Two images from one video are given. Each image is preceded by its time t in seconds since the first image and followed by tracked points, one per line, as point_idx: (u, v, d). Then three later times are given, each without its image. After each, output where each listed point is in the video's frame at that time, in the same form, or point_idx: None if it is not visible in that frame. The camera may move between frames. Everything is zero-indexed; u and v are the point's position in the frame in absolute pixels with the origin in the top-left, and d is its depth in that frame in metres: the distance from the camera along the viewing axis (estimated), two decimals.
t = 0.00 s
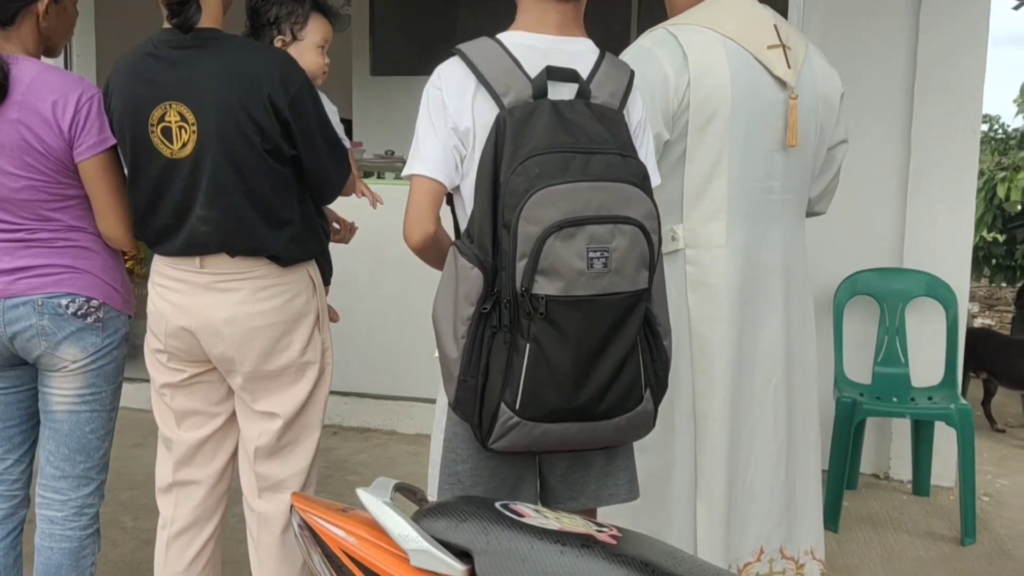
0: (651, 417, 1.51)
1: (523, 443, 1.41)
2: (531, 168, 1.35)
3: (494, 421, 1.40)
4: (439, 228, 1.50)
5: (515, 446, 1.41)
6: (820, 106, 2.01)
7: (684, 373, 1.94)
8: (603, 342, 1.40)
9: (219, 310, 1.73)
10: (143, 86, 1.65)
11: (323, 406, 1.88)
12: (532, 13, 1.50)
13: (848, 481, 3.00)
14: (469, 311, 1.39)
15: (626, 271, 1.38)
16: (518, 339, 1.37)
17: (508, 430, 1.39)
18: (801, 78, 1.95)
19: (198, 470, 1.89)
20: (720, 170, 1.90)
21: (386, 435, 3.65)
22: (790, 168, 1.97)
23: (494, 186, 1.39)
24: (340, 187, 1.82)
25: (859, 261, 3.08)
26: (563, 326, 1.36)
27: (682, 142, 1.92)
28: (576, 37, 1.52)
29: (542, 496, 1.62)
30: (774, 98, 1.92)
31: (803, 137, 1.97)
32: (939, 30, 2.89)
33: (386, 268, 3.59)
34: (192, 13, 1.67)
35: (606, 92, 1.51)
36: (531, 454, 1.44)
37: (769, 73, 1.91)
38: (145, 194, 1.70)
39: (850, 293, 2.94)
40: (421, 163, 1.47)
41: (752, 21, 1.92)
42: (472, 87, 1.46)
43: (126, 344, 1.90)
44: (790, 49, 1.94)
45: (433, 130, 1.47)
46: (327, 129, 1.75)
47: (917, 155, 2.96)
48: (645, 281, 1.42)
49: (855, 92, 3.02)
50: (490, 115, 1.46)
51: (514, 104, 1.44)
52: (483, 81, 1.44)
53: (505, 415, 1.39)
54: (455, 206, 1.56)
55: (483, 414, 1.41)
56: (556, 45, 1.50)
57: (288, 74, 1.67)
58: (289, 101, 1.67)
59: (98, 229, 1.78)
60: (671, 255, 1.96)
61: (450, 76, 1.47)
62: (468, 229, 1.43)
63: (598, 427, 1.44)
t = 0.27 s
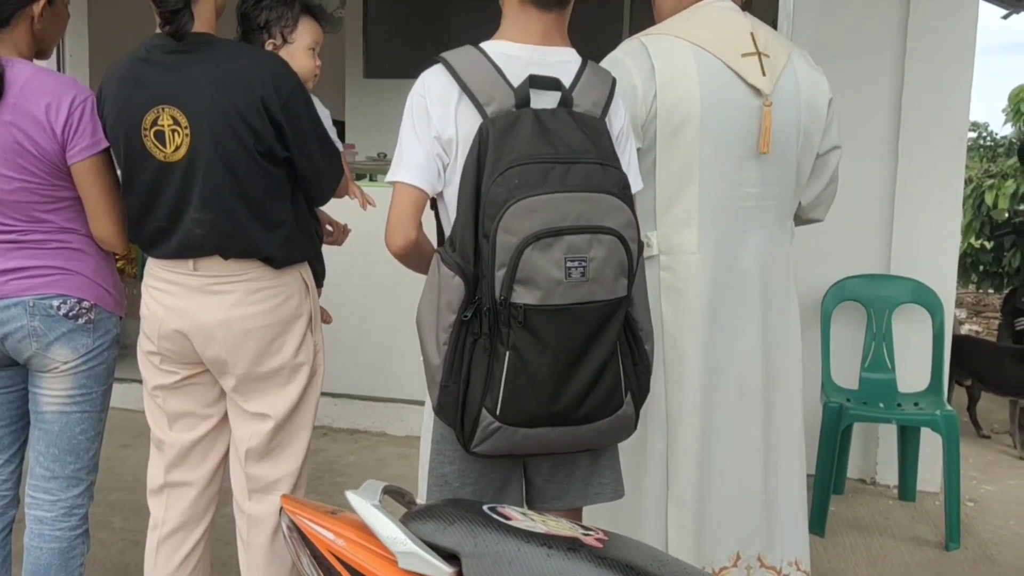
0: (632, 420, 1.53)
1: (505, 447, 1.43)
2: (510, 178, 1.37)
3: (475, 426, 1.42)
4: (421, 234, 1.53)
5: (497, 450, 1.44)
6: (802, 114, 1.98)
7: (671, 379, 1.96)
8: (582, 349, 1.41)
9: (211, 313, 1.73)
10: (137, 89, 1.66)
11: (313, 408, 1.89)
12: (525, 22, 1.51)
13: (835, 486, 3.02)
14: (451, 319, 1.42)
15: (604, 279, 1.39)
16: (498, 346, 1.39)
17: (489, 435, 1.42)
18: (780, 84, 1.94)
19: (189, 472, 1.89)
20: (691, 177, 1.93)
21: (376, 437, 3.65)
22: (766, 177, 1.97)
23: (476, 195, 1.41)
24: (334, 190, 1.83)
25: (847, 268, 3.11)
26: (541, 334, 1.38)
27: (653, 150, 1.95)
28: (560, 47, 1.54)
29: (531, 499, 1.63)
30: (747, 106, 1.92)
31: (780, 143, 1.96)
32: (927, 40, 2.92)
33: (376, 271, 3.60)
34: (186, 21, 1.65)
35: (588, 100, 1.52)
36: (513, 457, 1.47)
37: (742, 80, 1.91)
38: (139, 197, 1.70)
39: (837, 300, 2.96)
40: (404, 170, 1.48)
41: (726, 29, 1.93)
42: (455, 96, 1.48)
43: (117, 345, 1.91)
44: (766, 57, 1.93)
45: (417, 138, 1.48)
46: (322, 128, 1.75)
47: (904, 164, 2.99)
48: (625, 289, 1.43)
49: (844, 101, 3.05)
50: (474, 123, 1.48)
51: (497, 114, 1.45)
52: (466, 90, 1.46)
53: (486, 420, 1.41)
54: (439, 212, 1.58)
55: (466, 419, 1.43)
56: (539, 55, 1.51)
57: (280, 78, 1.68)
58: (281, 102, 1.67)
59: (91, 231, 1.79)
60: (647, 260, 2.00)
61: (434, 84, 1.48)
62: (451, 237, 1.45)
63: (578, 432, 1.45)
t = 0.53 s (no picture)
0: (625, 436, 1.52)
1: (497, 460, 1.42)
2: (507, 193, 1.37)
3: (468, 439, 1.41)
4: (417, 246, 1.52)
5: (490, 464, 1.43)
6: (790, 129, 1.97)
7: (660, 395, 1.97)
8: (576, 363, 1.41)
9: (200, 324, 1.73)
10: (127, 99, 1.66)
11: (302, 421, 1.88)
12: (522, 36, 1.52)
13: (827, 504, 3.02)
14: (445, 332, 1.41)
15: (599, 294, 1.39)
16: (492, 360, 1.39)
17: (482, 448, 1.41)
18: (764, 99, 1.94)
19: (177, 484, 1.88)
20: (674, 194, 1.95)
21: (367, 450, 3.64)
22: (751, 194, 1.96)
23: (472, 208, 1.41)
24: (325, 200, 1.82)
25: (839, 285, 3.12)
26: (535, 348, 1.37)
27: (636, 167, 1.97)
28: (557, 61, 1.54)
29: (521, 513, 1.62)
30: (729, 121, 1.93)
31: (766, 161, 1.95)
32: (919, 61, 2.94)
33: (369, 284, 3.59)
34: (176, 31, 1.67)
35: (583, 114, 1.53)
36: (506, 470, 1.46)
37: (726, 96, 1.92)
38: (129, 207, 1.70)
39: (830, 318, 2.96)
40: (400, 183, 1.48)
41: (712, 43, 1.93)
42: (450, 109, 1.48)
43: (107, 355, 1.90)
44: (752, 72, 1.93)
45: (413, 151, 1.49)
46: (312, 138, 1.75)
47: (897, 182, 3.01)
48: (619, 304, 1.43)
49: (836, 120, 3.07)
50: (469, 136, 1.48)
51: (493, 127, 1.45)
52: (462, 103, 1.46)
53: (478, 433, 1.40)
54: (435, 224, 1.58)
55: (458, 432, 1.42)
56: (534, 69, 1.52)
57: (271, 87, 1.68)
58: (273, 111, 1.67)
59: (82, 240, 1.78)
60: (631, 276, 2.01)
61: (429, 96, 1.48)
62: (446, 249, 1.45)
63: (571, 446, 1.45)
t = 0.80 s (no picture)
0: (622, 450, 1.52)
1: (492, 473, 1.43)
2: (503, 206, 1.38)
3: (463, 451, 1.42)
4: (418, 260, 1.53)
5: (485, 476, 1.43)
6: (781, 143, 1.99)
7: (654, 408, 1.98)
8: (571, 376, 1.41)
9: (193, 337, 1.73)
10: (120, 115, 1.66)
11: (294, 435, 1.88)
12: (522, 52, 1.53)
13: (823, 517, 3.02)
14: (442, 343, 1.42)
15: (594, 306, 1.40)
16: (487, 371, 1.40)
17: (478, 460, 1.42)
18: (753, 115, 1.96)
19: (170, 497, 1.88)
20: (664, 208, 1.98)
21: (364, 464, 3.63)
22: (740, 209, 1.98)
23: (469, 220, 1.42)
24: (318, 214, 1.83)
25: (834, 299, 3.13)
26: (531, 359, 1.38)
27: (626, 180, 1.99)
28: (557, 77, 1.56)
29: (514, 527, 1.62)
30: (718, 135, 1.94)
31: (755, 173, 1.97)
32: (913, 76, 2.97)
33: (366, 297, 3.60)
34: (172, 47, 1.66)
35: (582, 130, 1.54)
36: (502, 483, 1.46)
37: (715, 112, 1.94)
38: (124, 220, 1.70)
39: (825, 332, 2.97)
40: (399, 198, 1.50)
41: (702, 57, 1.94)
42: (450, 124, 1.49)
43: (104, 369, 1.90)
44: (741, 88, 1.94)
45: (413, 167, 1.50)
46: (305, 154, 1.76)
47: (891, 196, 3.02)
48: (615, 317, 1.43)
49: (831, 134, 3.09)
50: (468, 151, 1.49)
51: (491, 142, 1.46)
52: (461, 119, 1.47)
53: (474, 445, 1.41)
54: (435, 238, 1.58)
55: (454, 444, 1.43)
56: (532, 84, 1.53)
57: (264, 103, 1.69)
58: (267, 128, 1.69)
59: (80, 255, 1.79)
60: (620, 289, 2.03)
61: (429, 112, 1.50)
62: (443, 262, 1.46)
63: (567, 458, 1.45)
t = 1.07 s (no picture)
0: (620, 466, 1.52)
1: (489, 489, 1.42)
2: (499, 220, 1.38)
3: (460, 467, 1.42)
4: (417, 275, 1.53)
5: (481, 492, 1.43)
6: (775, 157, 1.99)
7: (652, 421, 1.98)
8: (568, 391, 1.41)
9: (186, 353, 1.73)
10: (114, 132, 1.67)
11: (288, 451, 1.87)
12: (519, 68, 1.54)
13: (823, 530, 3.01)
14: (438, 358, 1.42)
15: (590, 320, 1.40)
16: (484, 386, 1.39)
17: (474, 476, 1.41)
18: (748, 129, 1.96)
19: (163, 514, 1.87)
20: (659, 223, 1.98)
21: (361, 479, 3.62)
22: (737, 221, 1.98)
23: (465, 235, 1.42)
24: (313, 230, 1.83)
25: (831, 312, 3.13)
26: (527, 374, 1.38)
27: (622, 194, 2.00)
28: (554, 93, 1.57)
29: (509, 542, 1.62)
30: (712, 150, 1.95)
31: (749, 187, 1.97)
32: (907, 90, 2.98)
33: (364, 313, 3.59)
34: (164, 64, 1.67)
35: (579, 146, 1.54)
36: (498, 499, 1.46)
37: (710, 126, 1.94)
38: (118, 237, 1.71)
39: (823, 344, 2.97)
40: (398, 214, 1.50)
41: (697, 72, 1.95)
42: (448, 141, 1.49)
43: (100, 386, 1.89)
44: (735, 102, 1.95)
45: (411, 184, 1.50)
46: (299, 170, 1.76)
47: (887, 209, 3.03)
48: (611, 332, 1.43)
49: (826, 148, 3.10)
50: (466, 167, 1.49)
51: (488, 158, 1.47)
52: (458, 135, 1.48)
53: (470, 461, 1.41)
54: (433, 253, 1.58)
55: (450, 459, 1.43)
56: (529, 100, 1.53)
57: (257, 121, 1.69)
58: (260, 145, 1.69)
59: (76, 272, 1.79)
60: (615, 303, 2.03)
61: (427, 129, 1.50)
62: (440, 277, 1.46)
63: (564, 474, 1.45)
